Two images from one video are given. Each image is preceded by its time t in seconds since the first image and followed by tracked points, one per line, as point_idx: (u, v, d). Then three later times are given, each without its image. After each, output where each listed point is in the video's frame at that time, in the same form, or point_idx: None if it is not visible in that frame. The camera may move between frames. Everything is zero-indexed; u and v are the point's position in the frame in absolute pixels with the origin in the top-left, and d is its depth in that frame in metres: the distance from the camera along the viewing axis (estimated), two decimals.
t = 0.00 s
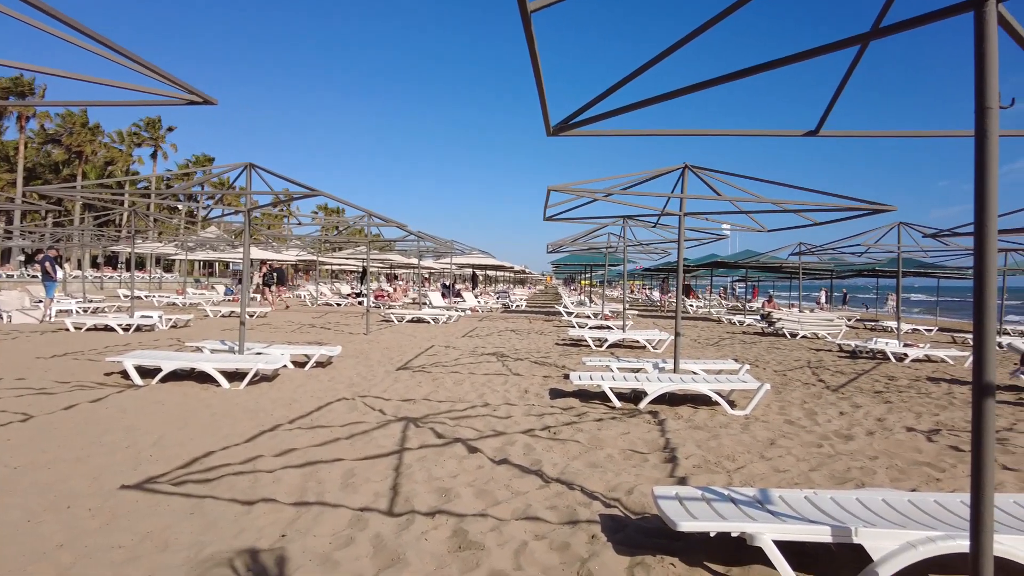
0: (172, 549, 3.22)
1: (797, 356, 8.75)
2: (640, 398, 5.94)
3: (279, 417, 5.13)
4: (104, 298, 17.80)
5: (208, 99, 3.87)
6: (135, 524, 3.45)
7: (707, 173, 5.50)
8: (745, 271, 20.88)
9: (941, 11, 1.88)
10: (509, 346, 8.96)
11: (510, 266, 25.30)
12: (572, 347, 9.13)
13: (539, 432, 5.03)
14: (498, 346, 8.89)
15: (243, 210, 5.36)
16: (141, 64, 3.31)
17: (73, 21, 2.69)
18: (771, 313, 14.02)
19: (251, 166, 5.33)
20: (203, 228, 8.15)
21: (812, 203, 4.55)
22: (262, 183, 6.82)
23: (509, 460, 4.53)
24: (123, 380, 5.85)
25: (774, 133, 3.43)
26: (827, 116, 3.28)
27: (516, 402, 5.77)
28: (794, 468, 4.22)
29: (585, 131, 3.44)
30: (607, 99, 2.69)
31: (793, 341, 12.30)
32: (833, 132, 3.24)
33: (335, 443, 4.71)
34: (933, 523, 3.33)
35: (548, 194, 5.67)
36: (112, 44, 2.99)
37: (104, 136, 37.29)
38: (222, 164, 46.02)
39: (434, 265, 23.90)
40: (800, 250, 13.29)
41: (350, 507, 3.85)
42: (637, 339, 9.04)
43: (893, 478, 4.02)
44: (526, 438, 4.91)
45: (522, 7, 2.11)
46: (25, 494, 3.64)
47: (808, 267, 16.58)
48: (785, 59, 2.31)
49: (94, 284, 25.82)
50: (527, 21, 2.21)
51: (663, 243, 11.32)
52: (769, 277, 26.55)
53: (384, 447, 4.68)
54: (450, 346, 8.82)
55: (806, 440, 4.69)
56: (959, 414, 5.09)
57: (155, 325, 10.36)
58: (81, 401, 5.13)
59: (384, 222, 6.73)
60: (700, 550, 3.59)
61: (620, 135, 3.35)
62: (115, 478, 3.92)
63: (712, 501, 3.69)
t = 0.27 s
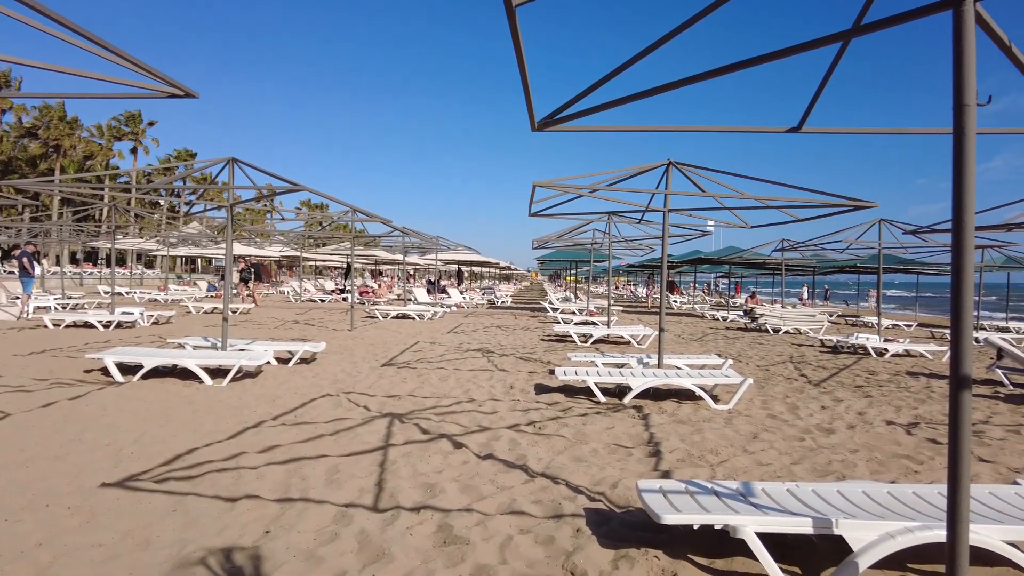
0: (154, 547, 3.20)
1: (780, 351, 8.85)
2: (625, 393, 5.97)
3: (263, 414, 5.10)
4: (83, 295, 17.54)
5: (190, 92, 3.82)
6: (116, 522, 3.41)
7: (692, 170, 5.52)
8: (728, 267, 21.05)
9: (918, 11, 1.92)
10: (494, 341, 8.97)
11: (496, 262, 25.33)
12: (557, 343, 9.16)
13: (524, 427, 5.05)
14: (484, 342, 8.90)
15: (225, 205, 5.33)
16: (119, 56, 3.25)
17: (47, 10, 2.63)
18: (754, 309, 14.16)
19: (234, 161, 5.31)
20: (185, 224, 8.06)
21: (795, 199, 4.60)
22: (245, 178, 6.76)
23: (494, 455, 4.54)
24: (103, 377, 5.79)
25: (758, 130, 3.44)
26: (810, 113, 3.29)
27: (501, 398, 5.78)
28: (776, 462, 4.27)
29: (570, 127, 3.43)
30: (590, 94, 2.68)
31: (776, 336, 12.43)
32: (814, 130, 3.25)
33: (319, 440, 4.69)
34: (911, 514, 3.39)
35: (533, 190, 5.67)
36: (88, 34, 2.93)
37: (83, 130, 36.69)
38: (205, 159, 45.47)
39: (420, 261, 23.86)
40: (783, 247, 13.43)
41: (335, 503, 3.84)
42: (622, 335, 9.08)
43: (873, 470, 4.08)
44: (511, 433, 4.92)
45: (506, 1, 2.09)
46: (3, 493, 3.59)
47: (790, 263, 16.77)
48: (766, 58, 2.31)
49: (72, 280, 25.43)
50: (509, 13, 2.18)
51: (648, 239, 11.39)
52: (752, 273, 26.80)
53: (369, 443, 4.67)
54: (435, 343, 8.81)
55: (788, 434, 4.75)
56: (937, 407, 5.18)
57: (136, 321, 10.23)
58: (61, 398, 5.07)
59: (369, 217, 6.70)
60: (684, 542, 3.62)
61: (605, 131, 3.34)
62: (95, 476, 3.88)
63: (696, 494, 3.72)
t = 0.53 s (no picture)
0: (136, 546, 3.17)
1: (762, 346, 8.95)
2: (610, 388, 6.00)
3: (246, 410, 5.07)
4: (62, 290, 17.27)
5: (171, 85, 3.76)
6: (96, 521, 3.38)
7: (676, 166, 5.54)
8: (712, 263, 21.21)
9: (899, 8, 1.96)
10: (480, 337, 8.97)
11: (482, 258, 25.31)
12: (542, 338, 9.18)
13: (509, 423, 5.06)
14: (469, 337, 8.90)
15: (207, 199, 5.27)
16: (99, 49, 3.20)
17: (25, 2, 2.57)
18: (737, 304, 14.28)
19: (216, 155, 5.25)
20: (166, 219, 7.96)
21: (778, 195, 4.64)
22: (227, 172, 6.68)
23: (479, 450, 4.55)
24: (83, 374, 5.71)
25: (741, 126, 3.45)
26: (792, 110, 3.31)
27: (486, 393, 5.78)
28: (759, 455, 4.31)
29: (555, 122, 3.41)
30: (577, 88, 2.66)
31: (759, 331, 12.56)
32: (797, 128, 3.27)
33: (303, 436, 4.66)
34: (889, 506, 3.45)
35: (518, 185, 5.65)
36: (67, 27, 2.87)
37: (61, 123, 36.01)
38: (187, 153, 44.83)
39: (405, 256, 23.77)
40: (766, 242, 13.56)
41: (319, 499, 3.82)
42: (607, 330, 9.12)
43: (854, 463, 4.13)
44: (496, 429, 4.93)
45: None
46: None
47: (773, 259, 16.95)
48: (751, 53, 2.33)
49: (50, 275, 25.00)
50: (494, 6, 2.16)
51: (633, 235, 11.43)
52: (736, 269, 26.99)
53: (353, 439, 4.65)
54: (420, 338, 8.79)
55: (770, 428, 4.80)
56: (916, 401, 5.26)
57: (116, 317, 10.10)
58: (39, 396, 4.99)
59: (353, 212, 6.65)
60: (668, 536, 3.66)
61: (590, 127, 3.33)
62: (75, 474, 3.83)
63: (679, 488, 3.75)
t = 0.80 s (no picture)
0: (116, 547, 3.13)
1: (746, 343, 9.03)
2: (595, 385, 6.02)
3: (229, 410, 5.03)
4: (40, 288, 16.99)
5: (152, 82, 3.70)
6: (75, 523, 3.33)
7: (661, 165, 5.56)
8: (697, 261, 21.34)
9: (882, 9, 1.96)
10: (465, 335, 8.96)
11: (468, 255, 25.27)
12: (527, 336, 9.19)
13: (495, 421, 5.06)
14: (454, 335, 8.89)
15: (190, 197, 5.20)
16: (80, 44, 3.13)
17: None
18: (721, 302, 14.39)
19: (198, 152, 5.19)
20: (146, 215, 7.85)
21: (760, 194, 4.68)
22: (210, 169, 6.60)
23: (464, 449, 4.55)
24: (61, 373, 5.62)
25: (725, 125, 3.45)
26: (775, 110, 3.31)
27: (472, 391, 5.78)
28: (742, 452, 4.35)
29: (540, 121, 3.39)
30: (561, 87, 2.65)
31: (742, 328, 12.67)
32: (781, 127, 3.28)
33: (287, 436, 4.64)
34: (869, 501, 3.50)
35: (504, 183, 5.63)
36: (48, 22, 2.81)
37: (38, 118, 35.35)
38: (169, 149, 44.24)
39: (391, 254, 23.71)
40: (750, 240, 13.68)
41: (303, 499, 3.80)
42: (592, 328, 9.15)
43: (835, 459, 4.18)
44: (482, 427, 4.93)
45: None
46: None
47: (756, 257, 17.10)
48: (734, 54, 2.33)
49: (27, 273, 24.56)
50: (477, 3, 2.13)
51: (618, 233, 11.47)
52: (721, 267, 27.17)
53: (338, 438, 4.64)
54: (405, 337, 8.77)
55: (754, 424, 4.84)
56: (897, 397, 5.34)
57: (96, 316, 9.97)
58: (16, 396, 4.91)
59: (338, 210, 6.61)
60: (652, 533, 3.68)
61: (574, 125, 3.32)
62: (54, 476, 3.78)
63: (663, 485, 3.77)
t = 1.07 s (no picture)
0: (95, 551, 3.09)
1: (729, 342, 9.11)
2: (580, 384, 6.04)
3: (212, 410, 4.98)
4: (16, 288, 16.68)
5: (132, 78, 3.65)
6: (54, 526, 3.29)
7: (645, 165, 5.58)
8: (681, 260, 21.46)
9: (866, 10, 1.98)
10: (450, 334, 8.95)
11: (453, 254, 25.23)
12: (513, 335, 9.20)
13: (480, 420, 5.06)
14: (440, 335, 8.87)
15: (172, 195, 5.14)
16: (57, 39, 3.08)
17: None
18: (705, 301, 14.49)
19: (180, 150, 5.14)
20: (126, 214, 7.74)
21: (744, 194, 4.73)
22: (192, 167, 6.53)
23: (449, 448, 4.54)
24: (39, 374, 5.53)
25: (707, 126, 3.47)
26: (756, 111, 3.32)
27: (457, 391, 5.78)
28: (725, 450, 4.38)
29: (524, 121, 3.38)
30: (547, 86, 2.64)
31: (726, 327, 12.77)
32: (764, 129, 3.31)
33: (270, 436, 4.60)
34: (850, 498, 3.54)
35: (489, 182, 5.63)
36: (23, 16, 2.75)
37: (15, 114, 34.72)
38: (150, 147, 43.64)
39: (376, 253, 23.62)
40: (733, 240, 13.80)
41: (287, 500, 3.78)
42: (577, 327, 9.17)
43: (817, 457, 4.23)
44: (467, 426, 4.93)
45: None
46: None
47: (739, 257, 17.26)
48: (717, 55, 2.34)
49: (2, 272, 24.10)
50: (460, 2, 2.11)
51: (603, 232, 11.50)
52: (704, 266, 27.34)
53: (322, 439, 4.61)
54: (390, 336, 8.74)
55: (737, 422, 4.89)
56: (877, 395, 5.41)
57: (75, 316, 9.83)
58: None
59: (322, 209, 6.56)
60: (636, 531, 3.70)
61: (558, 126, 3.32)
62: (31, 478, 3.72)
63: (647, 484, 3.79)
